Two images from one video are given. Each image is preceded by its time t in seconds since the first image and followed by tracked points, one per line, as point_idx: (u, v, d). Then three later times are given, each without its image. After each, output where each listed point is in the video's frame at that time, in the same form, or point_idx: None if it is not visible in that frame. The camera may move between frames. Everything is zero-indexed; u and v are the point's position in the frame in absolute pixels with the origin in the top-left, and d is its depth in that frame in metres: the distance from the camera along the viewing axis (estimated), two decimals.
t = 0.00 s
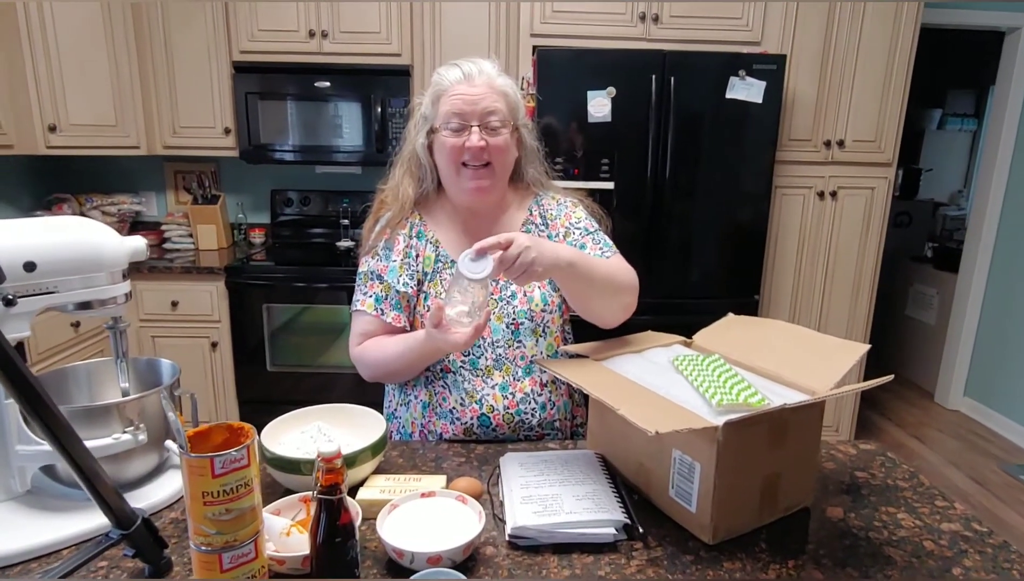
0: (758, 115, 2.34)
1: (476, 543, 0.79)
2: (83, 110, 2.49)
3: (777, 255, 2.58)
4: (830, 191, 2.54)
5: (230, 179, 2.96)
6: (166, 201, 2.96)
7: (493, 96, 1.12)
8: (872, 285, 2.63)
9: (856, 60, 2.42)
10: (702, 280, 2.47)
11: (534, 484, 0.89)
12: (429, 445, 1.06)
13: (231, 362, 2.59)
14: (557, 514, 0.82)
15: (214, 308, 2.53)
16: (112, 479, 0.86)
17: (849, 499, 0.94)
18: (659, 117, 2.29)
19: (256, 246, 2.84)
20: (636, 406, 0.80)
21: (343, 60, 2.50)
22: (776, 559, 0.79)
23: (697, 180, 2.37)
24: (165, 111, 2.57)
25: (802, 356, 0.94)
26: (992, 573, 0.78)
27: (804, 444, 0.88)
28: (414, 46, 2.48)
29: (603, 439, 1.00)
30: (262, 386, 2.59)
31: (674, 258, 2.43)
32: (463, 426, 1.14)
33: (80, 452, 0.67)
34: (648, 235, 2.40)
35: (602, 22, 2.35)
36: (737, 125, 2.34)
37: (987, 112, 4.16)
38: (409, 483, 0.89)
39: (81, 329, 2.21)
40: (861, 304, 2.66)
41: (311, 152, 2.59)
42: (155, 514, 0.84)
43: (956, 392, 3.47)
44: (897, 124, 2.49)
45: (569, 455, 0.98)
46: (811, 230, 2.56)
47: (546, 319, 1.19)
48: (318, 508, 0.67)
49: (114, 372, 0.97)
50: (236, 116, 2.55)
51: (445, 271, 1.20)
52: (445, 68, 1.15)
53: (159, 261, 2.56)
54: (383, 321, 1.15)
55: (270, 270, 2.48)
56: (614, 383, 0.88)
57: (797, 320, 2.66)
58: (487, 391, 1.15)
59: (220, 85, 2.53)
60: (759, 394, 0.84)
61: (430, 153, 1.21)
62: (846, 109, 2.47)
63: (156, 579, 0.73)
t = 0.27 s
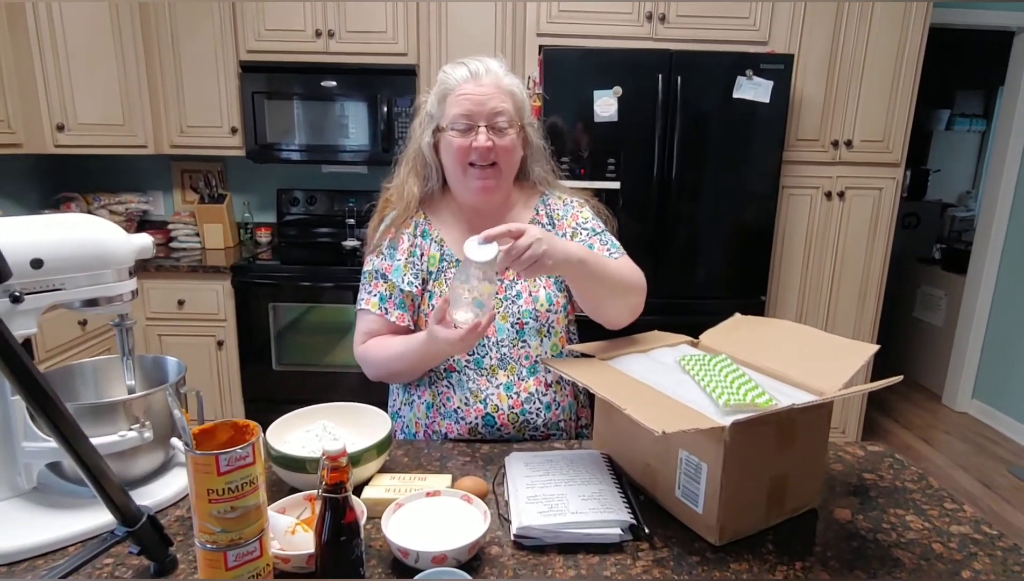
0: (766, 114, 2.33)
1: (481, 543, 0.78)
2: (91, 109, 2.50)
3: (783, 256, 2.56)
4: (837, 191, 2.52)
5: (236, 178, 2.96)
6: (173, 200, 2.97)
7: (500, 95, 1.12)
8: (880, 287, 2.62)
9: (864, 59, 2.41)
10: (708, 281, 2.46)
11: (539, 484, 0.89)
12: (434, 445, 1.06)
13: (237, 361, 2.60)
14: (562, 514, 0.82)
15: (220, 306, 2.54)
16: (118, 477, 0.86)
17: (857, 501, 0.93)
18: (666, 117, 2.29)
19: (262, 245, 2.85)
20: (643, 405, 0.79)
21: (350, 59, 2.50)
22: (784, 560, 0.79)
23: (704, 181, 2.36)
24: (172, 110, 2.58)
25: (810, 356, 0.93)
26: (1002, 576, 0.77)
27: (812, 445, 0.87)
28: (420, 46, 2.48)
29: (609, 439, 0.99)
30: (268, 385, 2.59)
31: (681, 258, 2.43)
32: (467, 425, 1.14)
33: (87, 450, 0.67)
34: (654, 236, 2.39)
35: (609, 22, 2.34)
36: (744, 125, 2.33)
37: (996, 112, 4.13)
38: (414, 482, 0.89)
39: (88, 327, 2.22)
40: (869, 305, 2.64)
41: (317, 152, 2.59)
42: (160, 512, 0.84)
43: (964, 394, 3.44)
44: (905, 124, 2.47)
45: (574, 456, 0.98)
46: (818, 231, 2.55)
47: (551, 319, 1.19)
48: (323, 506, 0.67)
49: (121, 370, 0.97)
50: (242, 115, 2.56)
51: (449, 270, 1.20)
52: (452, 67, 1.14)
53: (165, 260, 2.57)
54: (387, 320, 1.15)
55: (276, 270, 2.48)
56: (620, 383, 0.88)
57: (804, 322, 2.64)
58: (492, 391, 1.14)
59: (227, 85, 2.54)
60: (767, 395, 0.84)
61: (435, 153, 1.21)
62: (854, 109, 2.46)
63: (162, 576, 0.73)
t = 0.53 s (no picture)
0: (768, 114, 2.32)
1: (483, 541, 0.78)
2: (92, 106, 2.50)
3: (786, 255, 2.56)
4: (840, 191, 2.52)
5: (238, 176, 2.96)
6: (175, 197, 2.97)
7: (508, 94, 1.12)
8: (882, 286, 2.61)
9: (867, 58, 2.40)
10: (710, 281, 2.45)
11: (542, 482, 0.89)
12: (436, 443, 1.06)
13: (238, 359, 2.60)
14: (564, 512, 0.81)
15: (222, 304, 2.54)
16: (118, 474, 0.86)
17: (860, 500, 0.93)
18: (668, 116, 2.28)
19: (264, 243, 2.85)
20: (647, 404, 0.79)
21: (352, 57, 2.50)
22: (787, 559, 0.78)
23: (706, 180, 2.36)
24: (173, 107, 2.58)
25: (816, 355, 0.92)
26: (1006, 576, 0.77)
27: (816, 444, 0.87)
28: (422, 43, 2.48)
29: (612, 438, 0.99)
30: (269, 383, 2.59)
31: (683, 257, 2.42)
32: (467, 422, 1.14)
33: (90, 447, 0.67)
34: (656, 235, 2.39)
35: (611, 21, 2.33)
36: (746, 123, 2.32)
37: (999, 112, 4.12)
38: (416, 480, 0.89)
39: (90, 325, 2.22)
40: (871, 304, 2.63)
41: (318, 150, 2.59)
42: (162, 509, 0.84)
43: (965, 394, 3.44)
44: (908, 124, 2.47)
45: (577, 454, 0.98)
46: (821, 230, 2.55)
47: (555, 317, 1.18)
48: (326, 504, 0.66)
49: (121, 366, 0.96)
50: (244, 113, 2.55)
51: (451, 266, 1.20)
52: (458, 64, 1.14)
53: (166, 257, 2.57)
54: (387, 316, 1.15)
55: (277, 267, 2.48)
56: (623, 381, 0.87)
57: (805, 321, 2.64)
58: (492, 389, 1.14)
59: (229, 82, 2.54)
60: (771, 393, 0.83)
61: (439, 151, 1.20)
62: (857, 109, 2.45)
63: (163, 573, 0.72)
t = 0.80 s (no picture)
0: (769, 114, 2.32)
1: (483, 539, 0.78)
2: (92, 102, 2.50)
3: (785, 256, 2.56)
4: (839, 192, 2.52)
5: (237, 172, 2.95)
6: (174, 194, 2.96)
7: (518, 95, 1.13)
8: (881, 288, 2.62)
9: (867, 60, 2.41)
10: (708, 281, 2.46)
11: (542, 481, 0.89)
12: (437, 441, 1.06)
13: (237, 356, 2.59)
14: (564, 511, 0.81)
15: (221, 301, 2.53)
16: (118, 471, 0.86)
17: (859, 501, 0.93)
18: (668, 116, 2.28)
19: (263, 240, 2.84)
20: (647, 404, 0.79)
21: (352, 54, 2.49)
22: (786, 560, 0.79)
23: (706, 180, 2.36)
24: (173, 104, 2.57)
25: (816, 355, 0.93)
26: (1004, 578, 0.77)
27: (815, 445, 0.87)
28: (423, 42, 2.48)
29: (612, 437, 0.99)
30: (268, 380, 2.59)
31: (682, 257, 2.42)
32: (468, 419, 1.14)
33: (91, 444, 0.66)
34: (655, 235, 2.39)
35: (612, 20, 2.33)
36: (747, 124, 2.33)
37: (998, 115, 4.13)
38: (416, 478, 0.88)
39: (88, 320, 2.22)
40: (870, 305, 2.64)
41: (318, 147, 2.59)
42: (161, 506, 0.84)
43: (963, 396, 3.45)
44: (908, 125, 2.47)
45: (577, 453, 0.98)
46: (820, 231, 2.55)
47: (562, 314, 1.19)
48: (326, 501, 0.66)
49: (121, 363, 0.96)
50: (244, 110, 2.55)
51: (461, 262, 1.20)
52: (466, 63, 1.14)
53: (165, 254, 2.56)
54: (402, 311, 1.13)
55: (277, 265, 2.48)
56: (623, 381, 0.87)
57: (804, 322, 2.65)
58: (496, 386, 1.14)
59: (229, 79, 2.53)
60: (771, 394, 0.83)
61: (446, 150, 1.20)
62: (857, 110, 2.45)
63: (162, 570, 0.72)
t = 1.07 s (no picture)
0: (767, 115, 2.33)
1: (480, 540, 0.78)
2: (89, 100, 2.49)
3: (782, 257, 2.57)
4: (837, 192, 2.53)
5: (235, 171, 2.95)
6: (172, 192, 2.95)
7: (529, 101, 1.14)
8: (878, 288, 2.62)
9: (865, 61, 2.41)
10: (706, 281, 2.46)
11: (539, 480, 0.89)
12: (436, 440, 1.06)
13: (234, 355, 2.59)
14: (561, 511, 0.81)
15: (218, 300, 2.53)
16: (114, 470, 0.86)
17: (856, 501, 0.93)
18: (667, 116, 2.29)
19: (260, 239, 2.83)
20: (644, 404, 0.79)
21: (351, 54, 2.49)
22: (783, 560, 0.79)
23: (704, 181, 2.36)
24: (171, 102, 2.57)
25: (813, 354, 0.93)
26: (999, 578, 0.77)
27: (812, 446, 0.87)
28: (421, 41, 2.47)
29: (609, 437, 0.99)
30: (265, 379, 2.59)
31: (679, 257, 2.43)
32: (471, 417, 1.14)
33: (86, 442, 0.66)
34: (653, 235, 2.39)
35: (610, 20, 2.33)
36: (745, 124, 2.33)
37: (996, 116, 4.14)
38: (414, 478, 0.89)
39: (85, 319, 2.21)
40: (868, 306, 2.64)
41: (316, 146, 2.58)
42: (158, 504, 0.84)
43: (959, 397, 3.46)
44: (905, 126, 2.48)
45: (575, 453, 0.98)
46: (818, 232, 2.55)
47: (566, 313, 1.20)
48: (323, 501, 0.66)
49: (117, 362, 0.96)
50: (242, 108, 2.55)
51: (469, 259, 1.19)
52: (478, 66, 1.14)
53: (163, 252, 2.56)
54: (415, 305, 1.10)
55: (275, 264, 2.48)
56: (621, 381, 0.87)
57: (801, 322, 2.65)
58: (499, 384, 1.14)
59: (227, 78, 2.53)
60: (768, 395, 0.84)
61: (455, 151, 1.20)
62: (855, 111, 2.46)
63: (159, 569, 0.72)
